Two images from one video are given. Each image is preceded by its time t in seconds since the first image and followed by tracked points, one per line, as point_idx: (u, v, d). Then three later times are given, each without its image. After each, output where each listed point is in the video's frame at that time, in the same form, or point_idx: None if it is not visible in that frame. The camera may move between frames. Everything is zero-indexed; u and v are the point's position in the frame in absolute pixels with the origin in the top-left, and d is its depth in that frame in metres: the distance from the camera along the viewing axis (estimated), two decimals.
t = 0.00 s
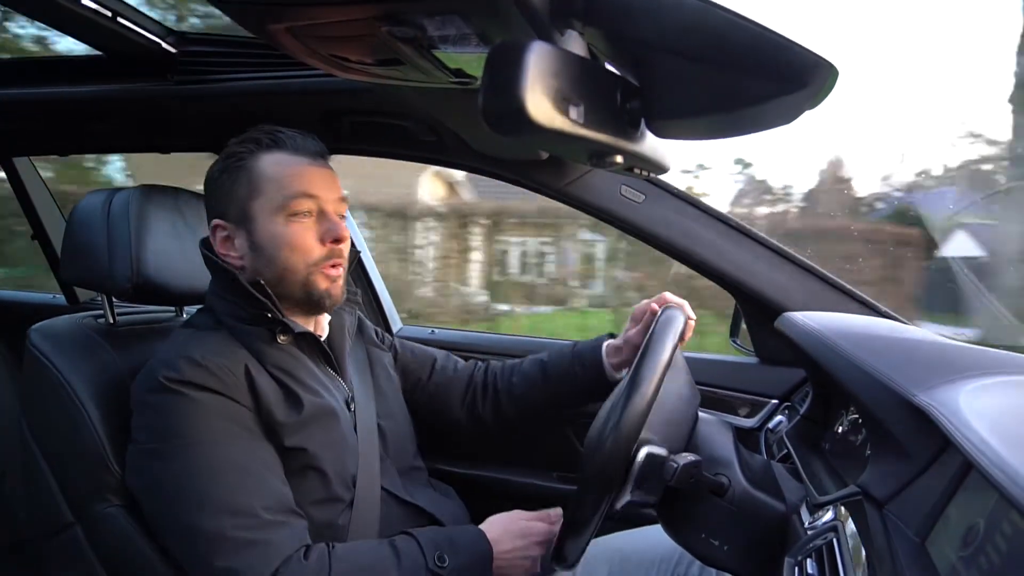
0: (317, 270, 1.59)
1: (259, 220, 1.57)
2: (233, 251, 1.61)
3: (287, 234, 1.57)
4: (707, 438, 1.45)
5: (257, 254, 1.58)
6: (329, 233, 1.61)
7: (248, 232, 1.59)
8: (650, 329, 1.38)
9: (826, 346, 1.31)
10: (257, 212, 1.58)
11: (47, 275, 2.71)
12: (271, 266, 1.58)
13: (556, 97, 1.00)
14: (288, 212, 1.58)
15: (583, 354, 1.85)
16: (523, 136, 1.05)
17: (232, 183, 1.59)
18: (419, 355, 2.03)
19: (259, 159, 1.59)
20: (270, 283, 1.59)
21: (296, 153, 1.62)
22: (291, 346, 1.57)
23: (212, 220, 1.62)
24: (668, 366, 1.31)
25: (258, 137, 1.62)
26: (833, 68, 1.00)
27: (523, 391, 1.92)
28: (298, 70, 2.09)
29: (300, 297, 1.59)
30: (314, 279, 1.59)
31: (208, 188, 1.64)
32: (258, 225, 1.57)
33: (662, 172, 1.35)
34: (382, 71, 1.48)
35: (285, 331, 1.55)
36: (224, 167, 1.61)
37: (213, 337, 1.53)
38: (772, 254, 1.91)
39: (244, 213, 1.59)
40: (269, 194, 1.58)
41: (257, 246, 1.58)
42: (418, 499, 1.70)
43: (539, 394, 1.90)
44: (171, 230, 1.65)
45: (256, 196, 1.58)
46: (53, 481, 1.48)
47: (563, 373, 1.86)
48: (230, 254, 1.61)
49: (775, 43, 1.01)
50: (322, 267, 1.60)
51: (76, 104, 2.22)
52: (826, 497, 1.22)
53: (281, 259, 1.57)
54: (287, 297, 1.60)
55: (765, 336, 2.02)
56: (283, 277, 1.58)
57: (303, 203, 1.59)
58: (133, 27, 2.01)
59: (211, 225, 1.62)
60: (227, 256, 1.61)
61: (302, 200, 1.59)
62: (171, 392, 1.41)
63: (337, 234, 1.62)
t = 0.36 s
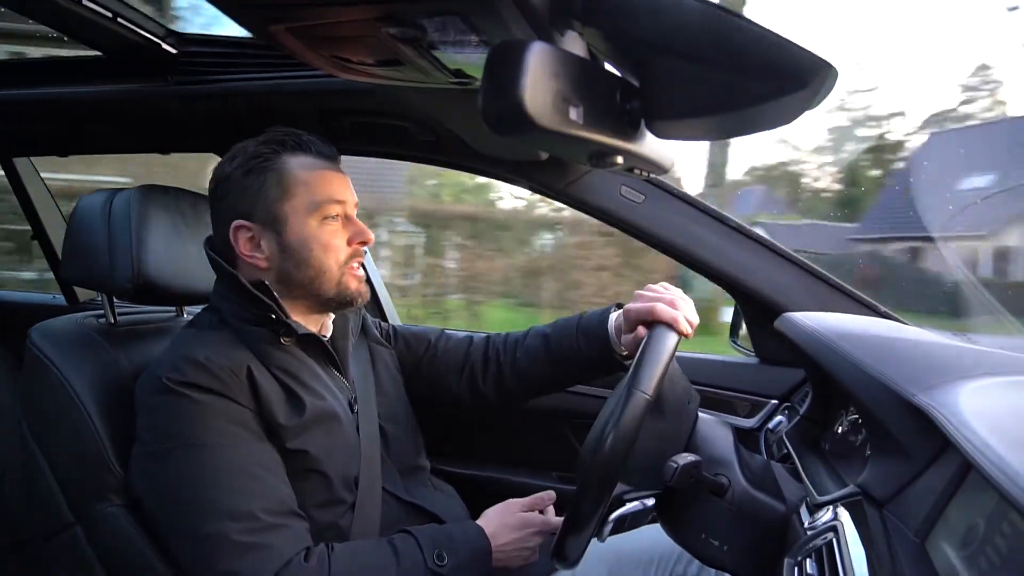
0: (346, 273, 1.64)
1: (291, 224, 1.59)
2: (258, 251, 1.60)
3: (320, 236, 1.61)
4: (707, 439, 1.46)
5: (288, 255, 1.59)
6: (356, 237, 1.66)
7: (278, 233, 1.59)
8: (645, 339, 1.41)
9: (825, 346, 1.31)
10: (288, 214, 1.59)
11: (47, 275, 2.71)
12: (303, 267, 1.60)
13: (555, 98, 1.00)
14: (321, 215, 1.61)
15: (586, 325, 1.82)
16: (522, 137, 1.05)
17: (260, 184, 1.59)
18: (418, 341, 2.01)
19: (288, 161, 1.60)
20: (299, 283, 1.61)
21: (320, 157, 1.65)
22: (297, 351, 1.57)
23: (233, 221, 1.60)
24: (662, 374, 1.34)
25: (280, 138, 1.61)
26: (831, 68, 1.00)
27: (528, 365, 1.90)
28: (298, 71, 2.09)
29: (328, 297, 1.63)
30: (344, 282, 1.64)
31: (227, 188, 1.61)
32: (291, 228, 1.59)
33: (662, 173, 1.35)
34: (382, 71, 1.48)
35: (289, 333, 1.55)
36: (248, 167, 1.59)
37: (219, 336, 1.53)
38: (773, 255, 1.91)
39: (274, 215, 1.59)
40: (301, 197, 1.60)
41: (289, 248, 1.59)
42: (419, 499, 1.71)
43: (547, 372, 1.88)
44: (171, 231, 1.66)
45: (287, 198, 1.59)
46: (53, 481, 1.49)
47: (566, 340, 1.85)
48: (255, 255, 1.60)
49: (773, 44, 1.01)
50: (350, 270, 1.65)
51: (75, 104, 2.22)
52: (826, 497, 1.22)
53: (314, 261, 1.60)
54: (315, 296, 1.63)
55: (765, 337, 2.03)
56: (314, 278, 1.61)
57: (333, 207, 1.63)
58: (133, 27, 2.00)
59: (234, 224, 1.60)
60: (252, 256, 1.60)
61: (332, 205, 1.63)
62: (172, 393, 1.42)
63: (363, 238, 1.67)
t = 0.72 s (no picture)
0: (357, 275, 1.67)
1: (310, 224, 1.61)
2: (275, 248, 1.61)
3: (339, 239, 1.64)
4: (707, 438, 1.45)
5: (307, 254, 1.61)
6: (369, 240, 1.69)
7: (297, 233, 1.60)
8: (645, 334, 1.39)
9: (823, 344, 1.31)
10: (309, 215, 1.60)
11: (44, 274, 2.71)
12: (320, 266, 1.62)
13: (553, 96, 1.00)
14: (338, 217, 1.64)
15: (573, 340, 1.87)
16: (521, 135, 1.05)
17: (281, 183, 1.59)
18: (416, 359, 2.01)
19: (309, 163, 1.61)
20: (315, 283, 1.63)
21: (337, 160, 1.67)
22: (298, 347, 1.58)
23: (252, 217, 1.60)
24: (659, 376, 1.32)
25: (301, 139, 1.62)
26: (828, 65, 1.01)
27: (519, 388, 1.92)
28: (296, 68, 2.08)
29: (341, 298, 1.65)
30: (355, 284, 1.67)
31: (247, 184, 1.61)
32: (309, 228, 1.61)
33: (660, 171, 1.35)
34: (381, 70, 1.48)
35: (291, 330, 1.56)
36: (269, 166, 1.59)
37: (221, 328, 1.54)
38: (772, 254, 1.91)
39: (295, 214, 1.60)
40: (322, 199, 1.62)
41: (308, 247, 1.61)
42: (416, 497, 1.71)
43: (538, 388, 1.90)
44: (169, 229, 1.65)
45: (308, 199, 1.60)
46: (50, 480, 1.49)
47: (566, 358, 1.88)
48: (272, 251, 1.61)
49: (773, 42, 1.01)
50: (361, 272, 1.68)
51: (72, 102, 2.21)
52: (823, 496, 1.22)
53: (331, 262, 1.63)
54: (328, 296, 1.64)
55: (763, 335, 2.03)
56: (330, 278, 1.63)
57: (350, 211, 1.65)
58: (130, 24, 2.01)
59: (253, 221, 1.60)
60: (270, 253, 1.61)
61: (349, 208, 1.65)
62: (172, 388, 1.42)
63: (375, 241, 1.70)
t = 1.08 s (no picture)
0: (397, 282, 1.70)
1: (365, 233, 1.62)
2: (329, 253, 1.60)
3: (387, 248, 1.66)
4: (706, 441, 1.46)
5: (358, 261, 1.62)
6: (409, 249, 1.72)
7: (351, 240, 1.61)
8: (646, 328, 1.35)
9: (820, 344, 1.32)
10: (362, 223, 1.61)
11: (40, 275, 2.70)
12: (369, 273, 1.64)
13: (551, 95, 0.99)
14: (387, 226, 1.66)
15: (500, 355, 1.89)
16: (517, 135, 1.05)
17: (338, 191, 1.59)
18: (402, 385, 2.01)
19: (363, 172, 1.62)
20: (361, 288, 1.64)
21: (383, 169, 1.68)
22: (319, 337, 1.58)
23: (309, 223, 1.58)
24: (656, 379, 1.30)
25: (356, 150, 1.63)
26: (825, 66, 1.01)
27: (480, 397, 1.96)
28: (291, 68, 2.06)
29: (381, 304, 1.68)
30: (396, 291, 1.69)
31: (305, 190, 1.58)
32: (363, 237, 1.61)
33: (657, 171, 1.36)
34: (381, 70, 1.48)
35: (319, 315, 1.57)
36: (328, 174, 1.58)
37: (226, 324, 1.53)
38: (768, 255, 1.92)
39: (351, 222, 1.60)
40: (374, 208, 1.63)
41: (360, 255, 1.61)
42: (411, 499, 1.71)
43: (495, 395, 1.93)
44: (164, 230, 1.65)
45: (364, 208, 1.61)
46: (44, 483, 1.48)
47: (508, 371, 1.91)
48: (325, 256, 1.60)
49: (770, 43, 1.01)
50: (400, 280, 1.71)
51: (67, 102, 2.20)
52: (819, 496, 1.23)
53: (378, 269, 1.65)
54: (369, 302, 1.66)
55: (758, 336, 2.04)
56: (375, 285, 1.65)
57: (396, 220, 1.68)
58: (125, 24, 1.96)
59: (311, 226, 1.58)
60: (323, 257, 1.60)
61: (395, 217, 1.68)
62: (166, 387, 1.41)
63: (413, 249, 1.74)
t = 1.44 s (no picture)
0: (401, 288, 1.66)
1: (375, 240, 1.57)
2: (339, 258, 1.54)
3: (395, 253, 1.62)
4: (705, 440, 1.45)
5: (367, 266, 1.57)
6: (415, 254, 1.69)
7: (363, 245, 1.56)
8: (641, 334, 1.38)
9: (819, 346, 1.32)
10: (374, 228, 1.57)
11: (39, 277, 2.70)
12: (376, 278, 1.60)
13: (550, 96, 1.00)
14: (396, 233, 1.61)
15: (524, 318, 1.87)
16: (517, 136, 1.05)
17: (353, 196, 1.54)
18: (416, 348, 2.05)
19: (379, 177, 1.57)
20: (367, 293, 1.61)
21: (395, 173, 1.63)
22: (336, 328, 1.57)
23: (321, 227, 1.52)
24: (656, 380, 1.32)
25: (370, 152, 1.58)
26: (824, 67, 1.02)
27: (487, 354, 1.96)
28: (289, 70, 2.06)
29: (383, 309, 1.65)
30: (397, 296, 1.66)
31: (319, 192, 1.52)
32: (373, 243, 1.57)
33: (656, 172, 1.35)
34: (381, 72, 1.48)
35: (332, 308, 1.54)
36: (342, 176, 1.53)
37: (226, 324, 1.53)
38: (767, 256, 1.92)
39: (364, 227, 1.55)
40: (386, 214, 1.58)
41: (370, 260, 1.57)
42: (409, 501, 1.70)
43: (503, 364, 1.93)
44: (163, 232, 1.65)
45: (376, 214, 1.56)
46: (43, 485, 1.48)
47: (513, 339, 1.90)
48: (335, 261, 1.54)
49: (769, 45, 1.01)
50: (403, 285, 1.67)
51: (65, 104, 2.20)
52: (819, 497, 1.23)
53: (385, 275, 1.61)
54: (373, 307, 1.63)
55: (757, 337, 2.04)
56: (381, 291, 1.62)
57: (405, 226, 1.64)
58: (127, 26, 1.99)
59: (323, 230, 1.52)
60: (334, 262, 1.54)
61: (405, 223, 1.63)
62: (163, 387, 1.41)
63: (418, 255, 1.70)
